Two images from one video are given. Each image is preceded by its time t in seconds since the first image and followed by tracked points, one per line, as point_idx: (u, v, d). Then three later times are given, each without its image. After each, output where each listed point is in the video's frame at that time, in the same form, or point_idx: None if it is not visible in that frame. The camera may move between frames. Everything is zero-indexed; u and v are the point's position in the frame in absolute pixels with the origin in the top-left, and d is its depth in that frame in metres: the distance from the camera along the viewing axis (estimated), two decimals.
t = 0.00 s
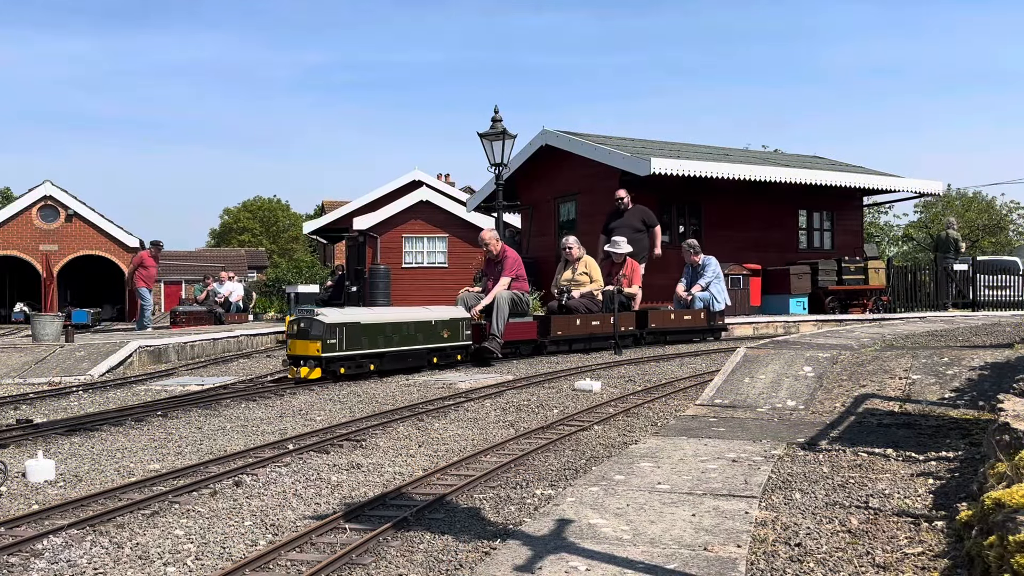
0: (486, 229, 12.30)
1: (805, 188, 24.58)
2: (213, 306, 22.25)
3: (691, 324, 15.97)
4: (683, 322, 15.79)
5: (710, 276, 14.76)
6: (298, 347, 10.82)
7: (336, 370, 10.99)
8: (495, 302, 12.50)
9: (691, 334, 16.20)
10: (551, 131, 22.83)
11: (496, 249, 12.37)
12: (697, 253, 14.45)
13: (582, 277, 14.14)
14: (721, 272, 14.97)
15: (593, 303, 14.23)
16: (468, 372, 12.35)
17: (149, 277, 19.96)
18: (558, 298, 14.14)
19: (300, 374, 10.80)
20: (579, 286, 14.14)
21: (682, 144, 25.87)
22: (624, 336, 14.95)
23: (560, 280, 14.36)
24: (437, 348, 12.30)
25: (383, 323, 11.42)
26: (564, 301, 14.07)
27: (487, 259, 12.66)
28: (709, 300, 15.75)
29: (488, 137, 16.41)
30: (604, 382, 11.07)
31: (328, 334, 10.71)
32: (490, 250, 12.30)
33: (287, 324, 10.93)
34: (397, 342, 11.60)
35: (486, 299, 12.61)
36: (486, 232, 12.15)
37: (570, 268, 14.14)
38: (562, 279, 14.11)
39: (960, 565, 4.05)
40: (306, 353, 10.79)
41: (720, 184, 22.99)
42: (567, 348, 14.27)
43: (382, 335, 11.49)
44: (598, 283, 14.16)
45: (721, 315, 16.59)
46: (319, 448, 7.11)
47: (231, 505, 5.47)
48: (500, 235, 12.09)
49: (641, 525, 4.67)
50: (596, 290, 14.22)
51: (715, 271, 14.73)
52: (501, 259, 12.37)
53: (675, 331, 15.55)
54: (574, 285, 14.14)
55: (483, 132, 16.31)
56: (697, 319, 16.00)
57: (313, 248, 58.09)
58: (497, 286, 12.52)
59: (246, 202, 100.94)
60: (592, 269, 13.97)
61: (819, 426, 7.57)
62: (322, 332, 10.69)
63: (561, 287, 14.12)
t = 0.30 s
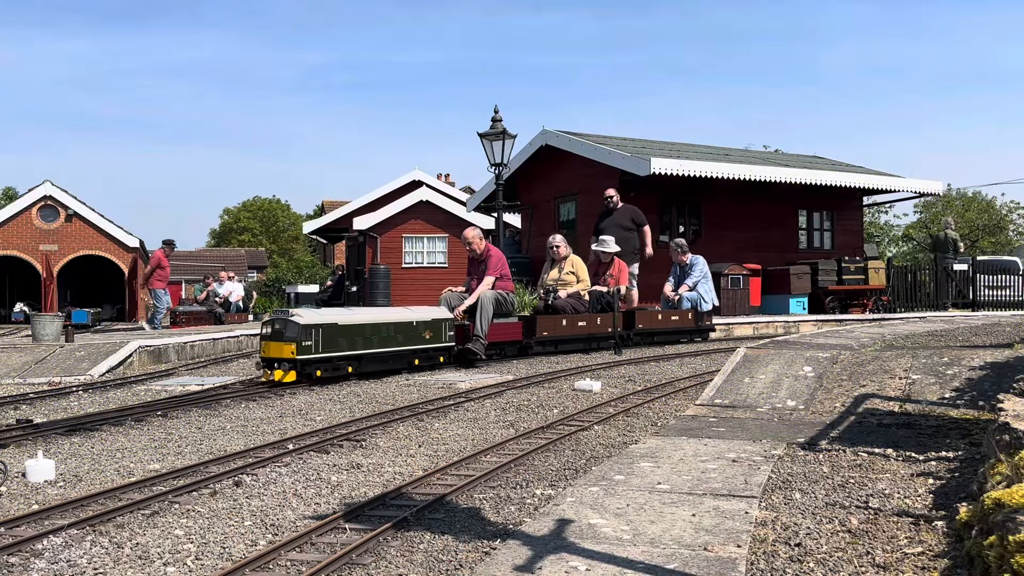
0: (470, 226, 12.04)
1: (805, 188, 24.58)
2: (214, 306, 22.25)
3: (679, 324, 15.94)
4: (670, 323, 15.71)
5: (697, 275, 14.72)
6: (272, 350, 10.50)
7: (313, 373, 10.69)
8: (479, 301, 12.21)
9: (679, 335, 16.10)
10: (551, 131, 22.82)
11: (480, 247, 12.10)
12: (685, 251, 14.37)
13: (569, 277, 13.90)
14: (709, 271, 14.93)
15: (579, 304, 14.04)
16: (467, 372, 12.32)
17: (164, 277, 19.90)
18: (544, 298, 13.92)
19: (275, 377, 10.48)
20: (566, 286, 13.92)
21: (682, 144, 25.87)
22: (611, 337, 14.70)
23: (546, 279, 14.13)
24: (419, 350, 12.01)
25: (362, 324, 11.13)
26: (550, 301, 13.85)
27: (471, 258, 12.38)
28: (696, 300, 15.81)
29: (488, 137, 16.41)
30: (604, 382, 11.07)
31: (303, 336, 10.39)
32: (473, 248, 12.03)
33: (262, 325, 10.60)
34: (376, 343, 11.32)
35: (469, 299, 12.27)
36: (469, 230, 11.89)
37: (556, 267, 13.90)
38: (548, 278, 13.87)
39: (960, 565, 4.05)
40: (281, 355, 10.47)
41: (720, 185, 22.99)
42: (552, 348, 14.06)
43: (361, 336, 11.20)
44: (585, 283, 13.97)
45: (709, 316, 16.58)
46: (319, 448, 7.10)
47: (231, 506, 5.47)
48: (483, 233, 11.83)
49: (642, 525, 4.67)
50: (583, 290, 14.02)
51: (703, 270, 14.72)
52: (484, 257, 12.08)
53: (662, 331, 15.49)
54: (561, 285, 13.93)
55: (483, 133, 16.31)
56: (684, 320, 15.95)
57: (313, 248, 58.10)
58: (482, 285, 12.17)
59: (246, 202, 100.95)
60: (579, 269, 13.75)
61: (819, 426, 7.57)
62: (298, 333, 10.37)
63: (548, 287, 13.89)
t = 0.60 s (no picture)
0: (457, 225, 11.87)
1: (805, 188, 24.58)
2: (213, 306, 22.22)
3: (667, 325, 15.82)
4: (658, 323, 15.59)
5: (685, 275, 14.73)
6: (245, 352, 10.15)
7: (289, 376, 10.36)
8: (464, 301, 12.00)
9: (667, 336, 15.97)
10: (551, 131, 22.84)
11: (465, 246, 11.92)
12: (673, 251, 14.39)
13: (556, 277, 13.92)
14: (697, 271, 14.94)
15: (566, 304, 13.99)
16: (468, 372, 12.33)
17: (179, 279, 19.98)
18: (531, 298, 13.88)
19: (248, 380, 10.12)
20: (552, 286, 13.93)
21: (682, 144, 25.88)
22: (600, 337, 14.57)
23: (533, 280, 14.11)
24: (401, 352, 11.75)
25: (341, 325, 10.85)
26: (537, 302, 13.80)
27: (457, 257, 12.19)
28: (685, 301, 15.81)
29: (488, 137, 16.41)
30: (604, 382, 11.07)
31: (279, 338, 10.05)
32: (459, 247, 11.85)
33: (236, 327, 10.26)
34: (355, 344, 11.03)
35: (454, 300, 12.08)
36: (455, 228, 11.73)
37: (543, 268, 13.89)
38: (535, 278, 13.86)
39: (960, 565, 4.05)
40: (255, 357, 10.12)
41: (720, 185, 23.00)
42: (539, 350, 13.91)
43: (340, 337, 10.89)
44: (572, 283, 13.98)
45: (699, 316, 16.40)
46: (319, 448, 7.10)
47: (231, 505, 5.47)
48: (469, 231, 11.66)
49: (642, 525, 4.67)
50: (570, 290, 14.05)
51: (692, 271, 14.72)
52: (470, 257, 11.90)
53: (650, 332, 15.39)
54: (548, 285, 13.92)
55: (483, 133, 16.31)
56: (673, 320, 15.84)
57: (313, 248, 58.09)
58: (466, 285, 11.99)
59: (246, 203, 100.92)
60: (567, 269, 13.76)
61: (819, 426, 7.57)
62: (273, 335, 10.02)
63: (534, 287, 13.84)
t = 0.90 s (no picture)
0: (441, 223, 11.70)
1: (805, 188, 24.58)
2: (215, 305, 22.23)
3: (656, 326, 15.69)
4: (647, 325, 15.56)
5: (673, 275, 14.73)
6: (217, 355, 9.80)
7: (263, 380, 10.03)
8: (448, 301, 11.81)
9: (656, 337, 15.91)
10: (551, 131, 22.84)
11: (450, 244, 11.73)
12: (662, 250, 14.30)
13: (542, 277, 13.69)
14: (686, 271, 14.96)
15: (553, 304, 13.78)
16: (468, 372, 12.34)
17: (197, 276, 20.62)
18: (516, 298, 13.68)
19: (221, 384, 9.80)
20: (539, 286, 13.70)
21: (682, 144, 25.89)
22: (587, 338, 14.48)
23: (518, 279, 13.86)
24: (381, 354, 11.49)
25: (319, 327, 10.56)
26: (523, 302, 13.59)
27: (441, 256, 12.01)
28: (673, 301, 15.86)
29: (488, 137, 16.42)
30: (604, 382, 11.07)
31: (253, 340, 9.72)
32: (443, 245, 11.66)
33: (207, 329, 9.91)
34: (333, 346, 10.74)
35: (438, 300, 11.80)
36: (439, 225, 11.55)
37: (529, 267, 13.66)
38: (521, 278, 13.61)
39: (959, 565, 4.05)
40: (228, 360, 9.80)
41: (720, 185, 23.01)
42: (524, 351, 13.73)
43: (317, 339, 10.59)
44: (559, 282, 13.73)
45: (687, 317, 16.41)
46: (319, 448, 7.11)
47: (231, 505, 5.47)
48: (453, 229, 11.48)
49: (641, 525, 4.67)
50: (557, 290, 13.78)
51: (680, 270, 14.78)
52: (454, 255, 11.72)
53: (639, 333, 15.30)
54: (534, 285, 13.65)
55: (483, 133, 16.31)
56: (662, 321, 15.73)
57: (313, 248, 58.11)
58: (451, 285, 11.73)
59: (246, 203, 100.88)
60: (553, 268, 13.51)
61: (818, 426, 7.57)
62: (246, 337, 9.69)
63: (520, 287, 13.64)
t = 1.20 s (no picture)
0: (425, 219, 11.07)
1: (805, 188, 24.59)
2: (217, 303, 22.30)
3: (643, 326, 15.66)
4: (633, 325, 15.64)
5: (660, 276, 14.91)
6: (186, 358, 9.38)
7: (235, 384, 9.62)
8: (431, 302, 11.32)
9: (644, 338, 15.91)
10: (551, 131, 22.84)
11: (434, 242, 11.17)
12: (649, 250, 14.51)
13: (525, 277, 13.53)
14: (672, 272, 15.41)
15: (537, 305, 13.68)
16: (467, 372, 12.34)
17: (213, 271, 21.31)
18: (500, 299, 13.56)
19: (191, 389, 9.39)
20: (523, 286, 13.55)
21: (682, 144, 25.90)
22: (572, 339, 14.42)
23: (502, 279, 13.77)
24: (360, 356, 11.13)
25: (294, 328, 10.17)
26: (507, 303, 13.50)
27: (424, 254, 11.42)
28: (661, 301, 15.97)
29: (488, 137, 16.41)
30: (605, 382, 11.07)
31: (223, 342, 9.30)
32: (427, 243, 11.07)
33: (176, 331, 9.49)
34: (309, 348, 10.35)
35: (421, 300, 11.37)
36: (424, 222, 10.93)
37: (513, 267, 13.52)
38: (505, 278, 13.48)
39: (960, 565, 4.05)
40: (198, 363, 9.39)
41: (720, 185, 23.01)
42: (509, 353, 13.55)
43: (292, 341, 10.18)
44: (543, 282, 13.56)
45: (674, 317, 16.39)
46: (319, 448, 7.11)
47: (231, 505, 5.47)
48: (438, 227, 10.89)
49: (642, 525, 4.67)
50: (542, 290, 13.65)
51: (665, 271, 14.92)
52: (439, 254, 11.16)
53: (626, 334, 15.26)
54: (518, 285, 13.55)
55: (483, 133, 16.31)
56: (649, 322, 15.74)
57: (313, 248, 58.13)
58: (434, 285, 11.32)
59: (246, 203, 100.86)
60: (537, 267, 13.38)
61: (819, 426, 7.57)
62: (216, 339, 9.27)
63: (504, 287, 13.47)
